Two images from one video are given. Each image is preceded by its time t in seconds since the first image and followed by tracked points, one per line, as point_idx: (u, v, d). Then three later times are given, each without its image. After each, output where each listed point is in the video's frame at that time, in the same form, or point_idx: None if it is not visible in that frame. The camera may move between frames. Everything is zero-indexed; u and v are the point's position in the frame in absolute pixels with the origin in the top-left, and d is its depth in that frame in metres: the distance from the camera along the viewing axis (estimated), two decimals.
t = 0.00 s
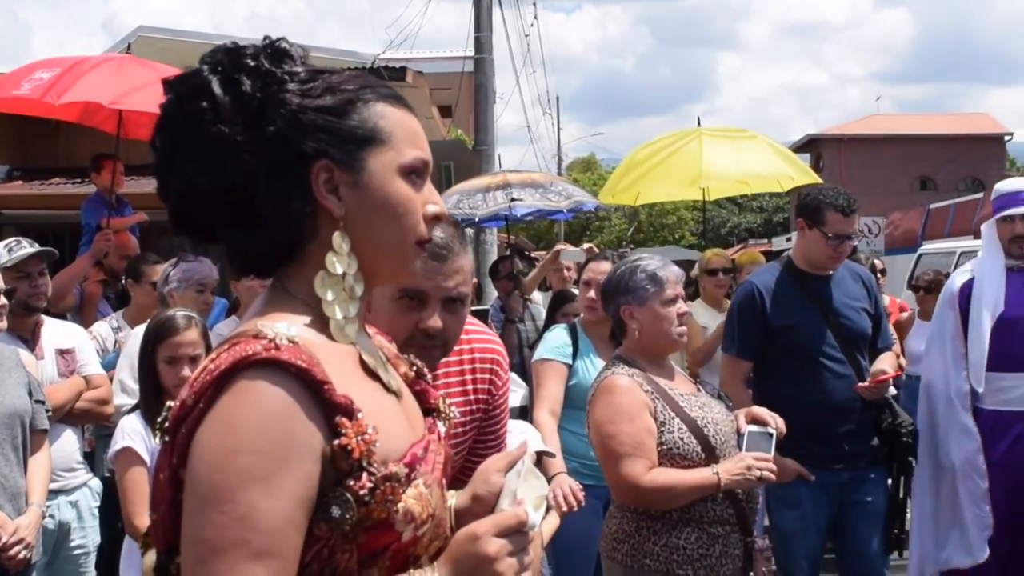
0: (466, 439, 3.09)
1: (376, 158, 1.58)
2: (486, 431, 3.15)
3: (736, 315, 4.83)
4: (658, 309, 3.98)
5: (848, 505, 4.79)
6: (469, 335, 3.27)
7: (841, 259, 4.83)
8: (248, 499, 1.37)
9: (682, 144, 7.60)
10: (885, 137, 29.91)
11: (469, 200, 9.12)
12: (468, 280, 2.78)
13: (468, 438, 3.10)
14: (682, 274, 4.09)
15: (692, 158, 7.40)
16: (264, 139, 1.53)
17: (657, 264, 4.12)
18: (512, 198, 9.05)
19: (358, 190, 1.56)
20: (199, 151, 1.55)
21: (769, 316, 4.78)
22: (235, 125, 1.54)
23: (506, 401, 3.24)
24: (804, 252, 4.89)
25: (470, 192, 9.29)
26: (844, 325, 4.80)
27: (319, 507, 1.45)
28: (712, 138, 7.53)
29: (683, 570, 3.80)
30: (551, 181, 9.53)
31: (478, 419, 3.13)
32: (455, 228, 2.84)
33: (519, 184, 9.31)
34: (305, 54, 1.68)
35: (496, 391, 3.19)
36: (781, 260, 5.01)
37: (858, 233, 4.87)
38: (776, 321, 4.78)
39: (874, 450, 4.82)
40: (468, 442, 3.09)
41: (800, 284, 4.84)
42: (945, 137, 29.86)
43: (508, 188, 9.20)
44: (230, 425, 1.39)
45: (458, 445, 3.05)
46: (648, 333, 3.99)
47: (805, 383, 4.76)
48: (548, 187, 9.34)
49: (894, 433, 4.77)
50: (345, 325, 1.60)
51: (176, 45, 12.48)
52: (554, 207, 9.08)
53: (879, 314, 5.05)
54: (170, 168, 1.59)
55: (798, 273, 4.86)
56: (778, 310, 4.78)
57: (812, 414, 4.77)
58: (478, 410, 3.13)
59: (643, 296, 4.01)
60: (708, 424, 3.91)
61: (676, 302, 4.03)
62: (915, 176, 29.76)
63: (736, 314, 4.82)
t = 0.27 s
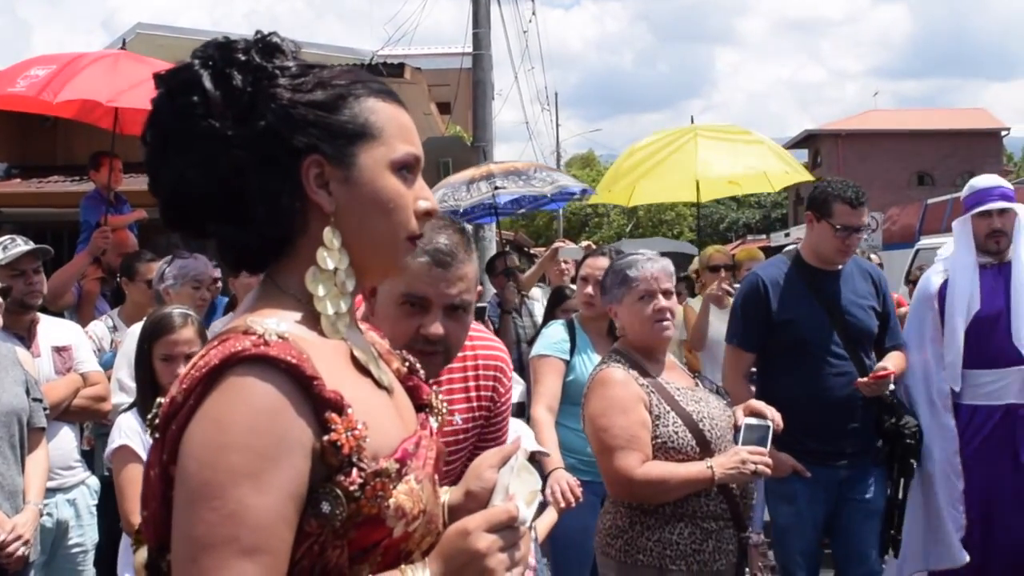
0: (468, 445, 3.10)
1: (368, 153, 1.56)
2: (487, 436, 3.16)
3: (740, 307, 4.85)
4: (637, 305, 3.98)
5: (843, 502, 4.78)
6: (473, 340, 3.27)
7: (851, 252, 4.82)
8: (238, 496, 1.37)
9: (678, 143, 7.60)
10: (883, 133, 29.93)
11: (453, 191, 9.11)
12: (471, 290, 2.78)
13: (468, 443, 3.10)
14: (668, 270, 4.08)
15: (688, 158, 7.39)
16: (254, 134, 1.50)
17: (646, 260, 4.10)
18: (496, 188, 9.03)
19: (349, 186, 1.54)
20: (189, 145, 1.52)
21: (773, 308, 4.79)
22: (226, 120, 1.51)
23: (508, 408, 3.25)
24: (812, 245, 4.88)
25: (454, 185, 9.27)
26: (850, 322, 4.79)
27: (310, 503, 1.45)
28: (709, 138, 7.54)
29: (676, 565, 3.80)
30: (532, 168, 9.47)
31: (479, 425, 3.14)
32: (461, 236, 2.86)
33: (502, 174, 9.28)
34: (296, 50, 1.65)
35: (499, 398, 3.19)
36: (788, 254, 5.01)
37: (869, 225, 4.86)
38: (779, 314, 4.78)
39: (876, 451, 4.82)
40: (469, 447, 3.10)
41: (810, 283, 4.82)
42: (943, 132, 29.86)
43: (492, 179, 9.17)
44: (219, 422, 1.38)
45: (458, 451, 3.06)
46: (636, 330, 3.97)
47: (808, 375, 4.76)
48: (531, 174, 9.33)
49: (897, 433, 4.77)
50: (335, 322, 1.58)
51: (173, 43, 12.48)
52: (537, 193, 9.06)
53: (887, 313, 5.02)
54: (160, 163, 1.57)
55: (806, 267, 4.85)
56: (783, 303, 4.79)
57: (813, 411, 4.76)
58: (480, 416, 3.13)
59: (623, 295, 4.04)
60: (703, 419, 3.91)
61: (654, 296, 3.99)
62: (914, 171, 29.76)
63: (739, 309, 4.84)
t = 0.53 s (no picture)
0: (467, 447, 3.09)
1: (359, 150, 1.55)
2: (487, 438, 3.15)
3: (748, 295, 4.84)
4: (626, 305, 4.00)
5: (844, 500, 4.77)
6: (475, 343, 3.25)
7: (863, 244, 4.80)
8: (226, 493, 1.37)
9: (672, 139, 7.60)
10: (881, 129, 29.94)
11: (450, 182, 9.09)
12: (476, 292, 2.76)
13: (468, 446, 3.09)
14: (662, 267, 4.09)
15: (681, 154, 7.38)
16: (245, 130, 1.49)
17: (642, 262, 4.12)
18: (493, 179, 9.04)
19: (340, 183, 1.53)
20: (180, 141, 1.51)
21: (782, 298, 4.79)
22: (216, 115, 1.50)
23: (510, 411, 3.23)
24: (829, 239, 4.87)
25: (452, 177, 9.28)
26: (859, 316, 4.77)
27: (299, 500, 1.45)
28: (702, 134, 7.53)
29: (669, 563, 3.80)
30: (529, 161, 9.44)
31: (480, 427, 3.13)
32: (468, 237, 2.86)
33: (499, 166, 9.27)
34: (289, 47, 1.64)
35: (500, 400, 3.18)
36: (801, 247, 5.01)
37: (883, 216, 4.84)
38: (787, 303, 4.78)
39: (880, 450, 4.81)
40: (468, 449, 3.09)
41: (818, 270, 4.82)
42: (941, 128, 29.86)
43: (489, 170, 9.17)
44: (208, 418, 1.38)
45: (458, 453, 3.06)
46: (627, 327, 3.98)
47: (815, 365, 4.75)
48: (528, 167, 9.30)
49: (897, 433, 4.76)
50: (325, 319, 1.58)
51: (170, 42, 12.48)
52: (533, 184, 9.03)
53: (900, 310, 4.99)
54: (150, 159, 1.56)
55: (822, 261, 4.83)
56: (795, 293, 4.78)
57: (817, 404, 4.75)
58: (479, 419, 3.12)
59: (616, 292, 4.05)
60: (696, 417, 3.91)
61: (643, 297, 3.99)
62: (911, 167, 29.76)
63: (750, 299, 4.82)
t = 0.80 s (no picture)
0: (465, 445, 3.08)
1: (351, 151, 1.55)
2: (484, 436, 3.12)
3: (748, 292, 4.82)
4: (625, 304, 4.01)
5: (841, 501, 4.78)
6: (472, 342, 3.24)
7: (865, 241, 4.81)
8: (215, 492, 1.37)
9: (665, 136, 7.57)
10: (878, 128, 29.95)
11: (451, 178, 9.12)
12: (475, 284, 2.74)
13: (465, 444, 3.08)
14: (662, 266, 4.07)
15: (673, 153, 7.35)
16: (237, 128, 1.49)
17: (640, 259, 4.10)
18: (493, 175, 9.03)
19: (332, 184, 1.53)
20: (172, 136, 1.51)
21: (781, 295, 4.78)
22: (209, 112, 1.50)
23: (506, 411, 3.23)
24: (829, 235, 4.87)
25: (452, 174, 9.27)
26: (860, 313, 4.77)
27: (288, 498, 1.45)
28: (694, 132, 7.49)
29: (664, 563, 3.80)
30: (530, 159, 9.43)
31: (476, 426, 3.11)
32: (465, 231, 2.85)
33: (500, 163, 9.26)
34: (285, 46, 1.64)
35: (496, 399, 3.17)
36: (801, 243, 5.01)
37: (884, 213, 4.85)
38: (788, 299, 4.77)
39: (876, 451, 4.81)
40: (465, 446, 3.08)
41: (817, 263, 4.83)
42: (938, 127, 29.88)
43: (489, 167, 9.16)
44: (197, 416, 1.38)
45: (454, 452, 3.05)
46: (625, 327, 3.99)
47: (817, 361, 4.74)
48: (529, 165, 9.30)
49: (896, 434, 4.75)
50: (315, 320, 1.57)
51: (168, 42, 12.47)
52: (533, 181, 9.02)
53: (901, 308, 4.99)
54: (142, 155, 1.56)
55: (821, 257, 4.84)
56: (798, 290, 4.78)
57: (818, 402, 4.75)
58: (477, 418, 3.11)
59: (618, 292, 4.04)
60: (691, 417, 3.90)
61: (643, 296, 3.99)
62: (909, 166, 29.78)
63: (749, 293, 4.80)
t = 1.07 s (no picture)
0: (461, 442, 3.09)
1: (337, 150, 1.56)
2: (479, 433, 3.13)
3: (738, 298, 4.75)
4: (629, 303, 4.00)
5: (838, 505, 4.78)
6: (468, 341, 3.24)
7: (856, 239, 4.79)
8: (205, 494, 1.36)
9: (664, 137, 7.50)
10: (878, 127, 29.96)
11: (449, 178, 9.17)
12: (473, 277, 2.72)
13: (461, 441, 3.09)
14: (667, 269, 4.07)
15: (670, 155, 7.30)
16: (222, 134, 1.50)
17: (639, 258, 4.10)
18: (491, 176, 9.02)
19: (320, 184, 1.54)
20: (156, 146, 1.53)
21: (773, 301, 4.72)
22: (192, 121, 1.51)
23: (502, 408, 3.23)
24: (815, 234, 4.85)
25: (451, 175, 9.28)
26: (850, 315, 4.76)
27: (278, 500, 1.45)
28: (693, 133, 7.41)
29: (664, 563, 3.81)
30: (529, 159, 9.44)
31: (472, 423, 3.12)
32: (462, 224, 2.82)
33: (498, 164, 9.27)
34: (262, 48, 1.66)
35: (492, 396, 3.18)
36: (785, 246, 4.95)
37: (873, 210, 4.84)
38: (779, 304, 4.72)
39: (870, 454, 4.81)
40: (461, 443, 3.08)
41: (808, 271, 4.78)
42: (938, 126, 29.88)
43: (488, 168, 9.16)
44: (185, 419, 1.38)
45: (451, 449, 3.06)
46: (628, 328, 3.98)
47: (812, 367, 4.70)
48: (527, 165, 9.30)
49: (890, 435, 4.76)
50: (308, 322, 1.58)
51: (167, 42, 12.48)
52: (532, 182, 9.02)
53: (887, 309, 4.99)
54: (127, 165, 1.57)
55: (807, 257, 4.81)
56: (788, 295, 4.73)
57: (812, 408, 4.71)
58: (472, 416, 3.12)
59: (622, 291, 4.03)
60: (691, 417, 3.91)
61: (646, 296, 4.00)
62: (909, 165, 29.77)
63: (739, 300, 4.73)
